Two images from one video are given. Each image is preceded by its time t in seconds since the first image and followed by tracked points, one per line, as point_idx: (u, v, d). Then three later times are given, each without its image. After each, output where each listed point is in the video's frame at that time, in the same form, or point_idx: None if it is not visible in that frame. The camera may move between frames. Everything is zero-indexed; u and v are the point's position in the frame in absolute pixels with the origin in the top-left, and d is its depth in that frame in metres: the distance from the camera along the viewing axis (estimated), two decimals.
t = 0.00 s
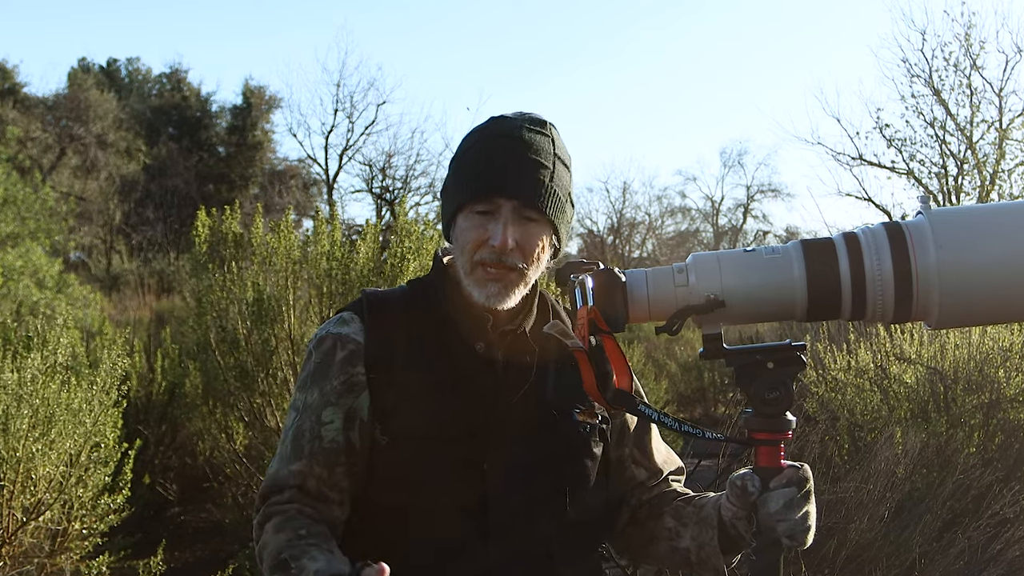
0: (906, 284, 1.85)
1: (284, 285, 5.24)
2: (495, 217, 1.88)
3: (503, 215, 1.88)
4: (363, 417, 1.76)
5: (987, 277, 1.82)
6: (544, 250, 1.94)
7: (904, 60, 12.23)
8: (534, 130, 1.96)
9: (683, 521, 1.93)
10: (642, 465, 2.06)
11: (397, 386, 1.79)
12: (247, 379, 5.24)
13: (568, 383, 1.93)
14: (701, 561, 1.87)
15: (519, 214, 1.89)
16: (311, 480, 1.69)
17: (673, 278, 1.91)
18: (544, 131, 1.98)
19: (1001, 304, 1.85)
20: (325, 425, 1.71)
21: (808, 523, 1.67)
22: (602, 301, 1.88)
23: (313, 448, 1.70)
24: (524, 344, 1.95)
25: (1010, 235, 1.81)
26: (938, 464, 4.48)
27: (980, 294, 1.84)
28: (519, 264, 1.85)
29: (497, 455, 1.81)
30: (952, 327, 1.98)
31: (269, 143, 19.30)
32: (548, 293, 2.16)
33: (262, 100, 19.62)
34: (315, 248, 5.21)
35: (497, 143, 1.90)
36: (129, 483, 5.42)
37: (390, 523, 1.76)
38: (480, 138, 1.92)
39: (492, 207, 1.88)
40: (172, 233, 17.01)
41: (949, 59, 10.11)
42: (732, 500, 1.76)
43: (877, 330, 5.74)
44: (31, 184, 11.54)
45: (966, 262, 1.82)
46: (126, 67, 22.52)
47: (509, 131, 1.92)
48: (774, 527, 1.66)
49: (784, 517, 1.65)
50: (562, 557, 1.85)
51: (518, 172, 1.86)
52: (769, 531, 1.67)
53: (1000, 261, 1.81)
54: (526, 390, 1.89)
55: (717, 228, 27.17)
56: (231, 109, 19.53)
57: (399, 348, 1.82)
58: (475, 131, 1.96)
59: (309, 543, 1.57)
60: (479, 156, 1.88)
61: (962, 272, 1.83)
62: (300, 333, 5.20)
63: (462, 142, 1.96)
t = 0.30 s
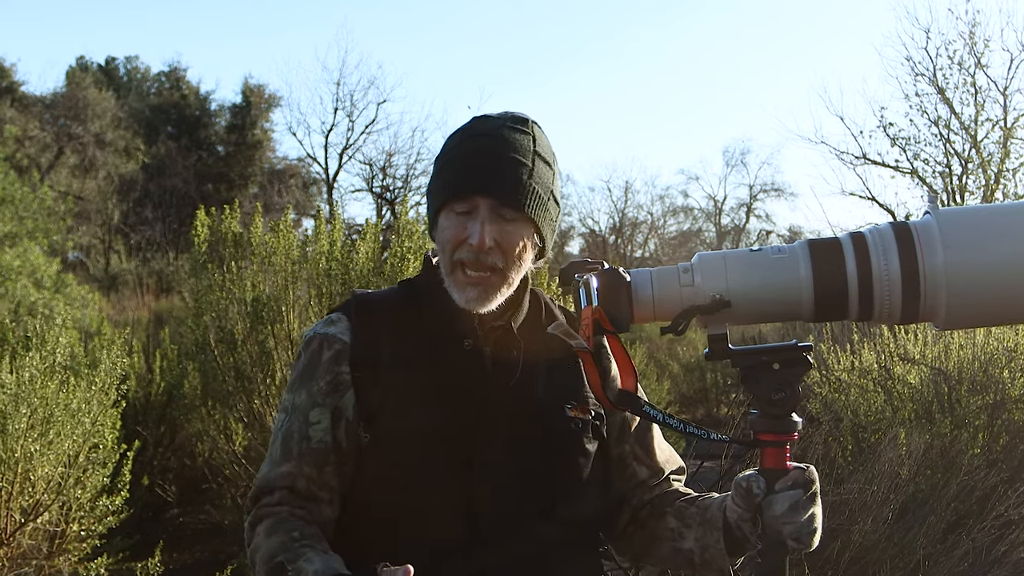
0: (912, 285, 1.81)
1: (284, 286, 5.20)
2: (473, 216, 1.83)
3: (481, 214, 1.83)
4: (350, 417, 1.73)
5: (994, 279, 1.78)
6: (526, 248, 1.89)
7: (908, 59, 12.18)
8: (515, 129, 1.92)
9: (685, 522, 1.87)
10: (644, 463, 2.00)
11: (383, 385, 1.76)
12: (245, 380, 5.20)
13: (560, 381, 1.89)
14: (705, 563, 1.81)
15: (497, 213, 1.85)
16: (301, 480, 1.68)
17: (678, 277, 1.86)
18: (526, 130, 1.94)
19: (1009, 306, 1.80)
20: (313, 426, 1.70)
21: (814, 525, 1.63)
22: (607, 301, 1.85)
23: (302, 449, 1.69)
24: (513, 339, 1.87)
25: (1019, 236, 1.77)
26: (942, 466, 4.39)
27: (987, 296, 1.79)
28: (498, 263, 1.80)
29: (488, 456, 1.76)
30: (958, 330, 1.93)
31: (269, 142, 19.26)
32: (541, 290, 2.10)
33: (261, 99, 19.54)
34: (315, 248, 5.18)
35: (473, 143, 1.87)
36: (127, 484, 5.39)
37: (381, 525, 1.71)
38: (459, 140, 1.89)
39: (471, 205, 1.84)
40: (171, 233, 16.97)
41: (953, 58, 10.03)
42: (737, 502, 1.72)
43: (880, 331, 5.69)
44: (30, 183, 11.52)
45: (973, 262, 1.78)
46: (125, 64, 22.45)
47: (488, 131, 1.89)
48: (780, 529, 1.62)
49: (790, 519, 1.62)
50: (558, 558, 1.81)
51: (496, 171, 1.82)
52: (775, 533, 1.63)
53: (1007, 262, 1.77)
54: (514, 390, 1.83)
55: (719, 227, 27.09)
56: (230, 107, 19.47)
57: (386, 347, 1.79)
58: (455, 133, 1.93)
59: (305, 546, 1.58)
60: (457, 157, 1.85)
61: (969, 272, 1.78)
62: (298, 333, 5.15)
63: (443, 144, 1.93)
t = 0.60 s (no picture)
0: (922, 286, 1.77)
1: (284, 285, 5.16)
2: (463, 213, 1.80)
3: (470, 212, 1.80)
4: (339, 418, 1.71)
5: (1004, 280, 1.73)
6: (516, 246, 1.85)
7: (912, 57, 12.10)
8: (503, 125, 1.88)
9: (688, 522, 1.82)
10: (645, 462, 1.94)
11: (374, 387, 1.71)
12: (245, 380, 5.17)
13: (554, 379, 1.83)
14: (708, 564, 1.77)
15: (487, 211, 1.81)
16: (289, 481, 1.65)
17: (688, 277, 1.83)
18: (515, 126, 1.91)
19: (1019, 308, 1.76)
20: (301, 427, 1.67)
21: (822, 526, 1.59)
22: (618, 300, 1.81)
23: (290, 450, 1.66)
24: (504, 339, 1.84)
25: None
26: (946, 467, 4.36)
27: (997, 297, 1.75)
28: (490, 260, 1.77)
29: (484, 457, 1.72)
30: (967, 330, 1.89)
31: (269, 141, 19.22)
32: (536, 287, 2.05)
33: (260, 98, 19.47)
34: (316, 247, 5.14)
35: (460, 140, 1.83)
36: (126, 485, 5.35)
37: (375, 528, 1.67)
38: (449, 137, 1.86)
39: (460, 202, 1.81)
40: (171, 232, 16.94)
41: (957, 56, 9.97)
42: (745, 501, 1.67)
43: (884, 331, 5.64)
44: (28, 182, 11.48)
45: (984, 263, 1.74)
46: (124, 63, 22.39)
47: (476, 128, 1.86)
48: (786, 531, 1.58)
49: (797, 521, 1.58)
50: (557, 560, 1.75)
51: (484, 167, 1.78)
52: (781, 534, 1.59)
53: (1017, 262, 1.72)
54: (508, 389, 1.79)
55: (721, 227, 27.02)
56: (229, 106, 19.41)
57: (376, 347, 1.74)
58: (443, 132, 1.90)
59: (289, 529, 1.56)
60: (444, 155, 1.82)
61: (980, 274, 1.74)
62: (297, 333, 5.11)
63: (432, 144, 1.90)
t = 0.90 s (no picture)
0: (934, 288, 1.73)
1: (283, 285, 5.13)
2: (464, 199, 1.78)
3: (472, 197, 1.77)
4: (341, 423, 1.67)
5: (1015, 283, 1.70)
6: (519, 232, 1.82)
7: (915, 56, 12.05)
8: (500, 115, 1.85)
9: (694, 521, 1.77)
10: (647, 462, 1.91)
11: (376, 390, 1.68)
12: (244, 381, 5.14)
13: (558, 379, 1.79)
14: (717, 563, 1.73)
15: (488, 195, 1.78)
16: (289, 488, 1.62)
17: (699, 276, 1.79)
18: (511, 117, 1.87)
19: None
20: (301, 433, 1.64)
21: (832, 527, 1.56)
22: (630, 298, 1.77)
23: (290, 456, 1.63)
24: (507, 342, 1.81)
25: None
26: (949, 468, 4.31)
27: (1009, 300, 1.72)
28: (493, 245, 1.73)
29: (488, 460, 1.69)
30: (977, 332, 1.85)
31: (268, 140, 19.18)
32: (538, 285, 2.01)
33: (260, 97, 19.44)
34: (315, 247, 5.11)
35: (454, 130, 1.80)
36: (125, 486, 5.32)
37: (375, 533, 1.64)
38: (443, 128, 1.83)
39: (461, 189, 1.78)
40: (169, 231, 16.93)
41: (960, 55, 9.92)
42: (755, 502, 1.62)
43: (887, 331, 5.59)
44: (26, 181, 11.46)
45: (997, 265, 1.70)
46: (123, 62, 22.36)
47: (471, 118, 1.82)
48: (797, 531, 1.55)
49: (807, 521, 1.54)
50: (560, 562, 1.71)
51: (482, 152, 1.75)
52: (791, 535, 1.56)
53: None
54: (512, 392, 1.76)
55: (723, 227, 26.92)
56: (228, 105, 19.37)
57: (377, 350, 1.71)
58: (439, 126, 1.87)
59: (273, 563, 1.52)
60: (440, 147, 1.79)
61: (993, 276, 1.70)
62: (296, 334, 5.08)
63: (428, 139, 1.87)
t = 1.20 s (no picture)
0: (947, 290, 1.71)
1: (283, 285, 5.11)
2: (481, 211, 1.73)
3: (489, 209, 1.73)
4: (348, 428, 1.63)
5: None
6: (533, 241, 1.80)
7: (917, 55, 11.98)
8: (511, 120, 1.80)
9: (703, 522, 1.75)
10: (653, 461, 1.87)
11: (381, 395, 1.64)
12: (244, 381, 5.12)
13: (563, 381, 1.76)
14: (725, 564, 1.69)
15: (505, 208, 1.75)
16: (298, 493, 1.59)
17: (712, 275, 1.76)
18: (523, 122, 1.83)
19: None
20: (308, 438, 1.61)
21: (843, 528, 1.54)
22: (644, 298, 1.75)
23: (297, 461, 1.60)
24: (513, 345, 1.78)
25: None
26: (952, 469, 4.25)
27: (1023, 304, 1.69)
28: (508, 258, 1.71)
29: (493, 463, 1.67)
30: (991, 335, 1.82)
31: (268, 140, 19.15)
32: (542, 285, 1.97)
33: (260, 96, 19.40)
34: (315, 248, 5.08)
35: (466, 138, 1.75)
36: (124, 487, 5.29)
37: (379, 536, 1.62)
38: (455, 134, 1.78)
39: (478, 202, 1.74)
40: (168, 231, 16.93)
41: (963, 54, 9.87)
42: (766, 502, 1.60)
43: (890, 332, 5.54)
44: (25, 181, 11.44)
45: (1011, 268, 1.67)
46: (121, 60, 22.32)
47: (483, 124, 1.77)
48: (808, 532, 1.52)
49: (819, 522, 1.52)
50: (568, 562, 1.69)
51: (498, 162, 1.71)
52: (802, 535, 1.54)
53: None
54: (517, 395, 1.73)
55: (725, 227, 26.83)
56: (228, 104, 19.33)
57: (382, 353, 1.67)
58: (447, 130, 1.82)
59: (289, 566, 1.51)
60: (450, 156, 1.74)
61: (1007, 279, 1.67)
62: (296, 334, 5.06)
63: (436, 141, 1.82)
